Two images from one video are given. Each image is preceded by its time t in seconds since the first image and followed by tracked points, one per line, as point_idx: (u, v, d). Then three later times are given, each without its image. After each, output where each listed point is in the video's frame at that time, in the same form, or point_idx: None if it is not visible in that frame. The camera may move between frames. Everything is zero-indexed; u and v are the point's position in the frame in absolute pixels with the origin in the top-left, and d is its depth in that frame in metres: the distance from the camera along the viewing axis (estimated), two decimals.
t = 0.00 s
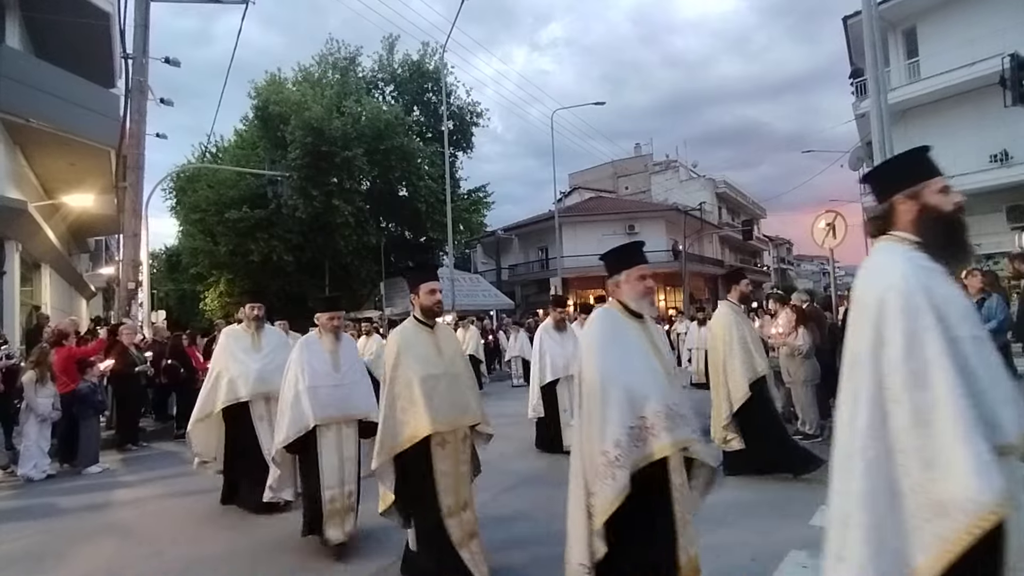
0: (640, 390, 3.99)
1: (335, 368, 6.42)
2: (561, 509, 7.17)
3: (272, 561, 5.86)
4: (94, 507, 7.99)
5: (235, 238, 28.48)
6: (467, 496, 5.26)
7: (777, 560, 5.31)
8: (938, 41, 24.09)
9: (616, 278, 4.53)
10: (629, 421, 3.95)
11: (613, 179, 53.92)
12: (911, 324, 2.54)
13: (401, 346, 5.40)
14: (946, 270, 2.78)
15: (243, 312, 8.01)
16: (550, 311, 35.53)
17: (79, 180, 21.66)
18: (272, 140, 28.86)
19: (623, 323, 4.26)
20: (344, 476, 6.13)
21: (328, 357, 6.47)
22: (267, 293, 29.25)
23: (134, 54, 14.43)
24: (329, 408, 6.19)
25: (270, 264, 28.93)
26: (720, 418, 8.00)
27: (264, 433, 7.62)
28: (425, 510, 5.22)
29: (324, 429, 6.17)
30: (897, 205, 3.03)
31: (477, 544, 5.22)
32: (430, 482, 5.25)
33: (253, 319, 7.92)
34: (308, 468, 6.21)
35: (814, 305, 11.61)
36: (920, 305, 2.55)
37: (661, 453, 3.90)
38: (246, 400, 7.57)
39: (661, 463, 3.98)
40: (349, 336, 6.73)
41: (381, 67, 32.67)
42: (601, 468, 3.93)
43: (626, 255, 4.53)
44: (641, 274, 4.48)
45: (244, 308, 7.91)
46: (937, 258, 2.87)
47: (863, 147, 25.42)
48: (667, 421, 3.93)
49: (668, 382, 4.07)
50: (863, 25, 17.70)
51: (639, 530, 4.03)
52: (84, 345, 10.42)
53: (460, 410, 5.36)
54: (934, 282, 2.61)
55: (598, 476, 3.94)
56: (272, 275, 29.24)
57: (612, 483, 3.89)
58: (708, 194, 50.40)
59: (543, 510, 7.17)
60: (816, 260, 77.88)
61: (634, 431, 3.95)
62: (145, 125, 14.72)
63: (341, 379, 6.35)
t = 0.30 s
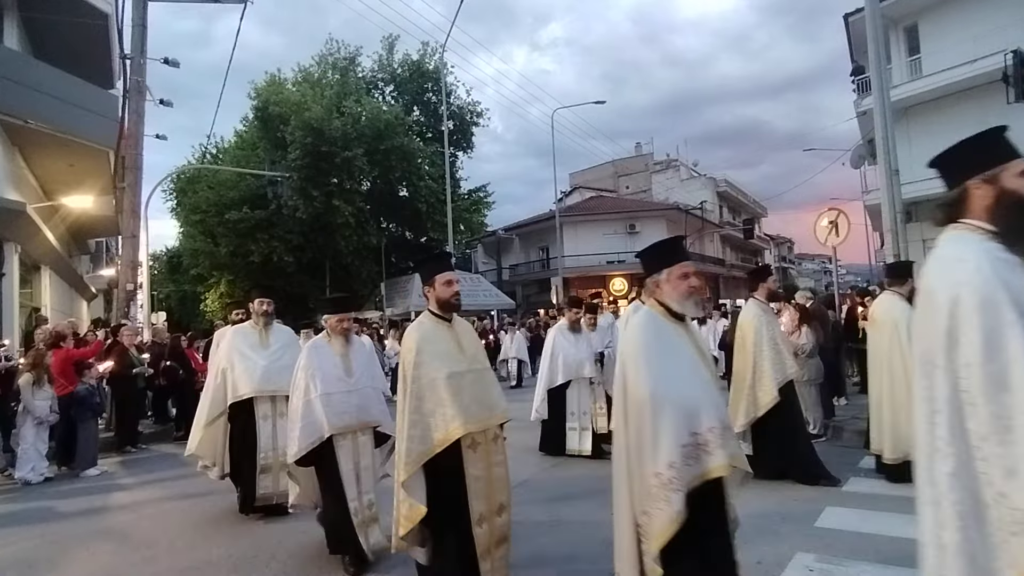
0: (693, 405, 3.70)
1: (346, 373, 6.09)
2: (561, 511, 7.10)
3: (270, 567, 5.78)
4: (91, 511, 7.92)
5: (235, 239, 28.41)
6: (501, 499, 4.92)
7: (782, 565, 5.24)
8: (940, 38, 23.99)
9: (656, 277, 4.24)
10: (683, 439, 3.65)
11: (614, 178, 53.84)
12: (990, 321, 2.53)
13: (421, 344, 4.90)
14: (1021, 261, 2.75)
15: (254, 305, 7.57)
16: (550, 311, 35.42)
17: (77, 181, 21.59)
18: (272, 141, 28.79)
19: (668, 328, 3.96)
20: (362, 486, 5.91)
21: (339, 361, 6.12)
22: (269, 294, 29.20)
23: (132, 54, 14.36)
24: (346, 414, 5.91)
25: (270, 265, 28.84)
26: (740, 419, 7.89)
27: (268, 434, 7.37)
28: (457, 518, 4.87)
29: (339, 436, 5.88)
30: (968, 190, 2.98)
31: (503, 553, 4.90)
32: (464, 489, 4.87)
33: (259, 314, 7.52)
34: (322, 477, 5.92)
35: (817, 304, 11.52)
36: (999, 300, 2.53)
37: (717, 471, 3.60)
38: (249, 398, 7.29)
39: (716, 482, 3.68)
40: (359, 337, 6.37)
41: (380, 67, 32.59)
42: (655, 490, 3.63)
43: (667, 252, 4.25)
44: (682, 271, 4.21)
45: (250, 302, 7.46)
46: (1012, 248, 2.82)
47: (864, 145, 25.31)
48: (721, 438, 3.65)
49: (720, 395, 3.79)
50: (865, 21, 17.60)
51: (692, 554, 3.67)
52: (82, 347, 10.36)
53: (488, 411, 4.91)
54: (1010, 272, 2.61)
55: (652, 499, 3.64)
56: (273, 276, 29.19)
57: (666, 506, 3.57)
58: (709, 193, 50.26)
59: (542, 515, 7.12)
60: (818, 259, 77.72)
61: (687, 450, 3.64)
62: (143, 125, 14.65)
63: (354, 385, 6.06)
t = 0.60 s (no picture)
0: (754, 398, 3.22)
1: (356, 373, 5.92)
2: (559, 515, 7.06)
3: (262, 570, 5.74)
4: (86, 514, 7.86)
5: (234, 240, 28.37)
6: (519, 511, 4.74)
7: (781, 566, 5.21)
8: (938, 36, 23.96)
9: (691, 260, 3.73)
10: (747, 436, 3.17)
11: (613, 178, 53.79)
12: None
13: (438, 345, 4.77)
14: None
15: (253, 303, 7.25)
16: (550, 311, 35.39)
17: (74, 183, 21.52)
18: (271, 142, 28.77)
19: (706, 315, 3.48)
20: (369, 495, 5.75)
21: (348, 361, 5.94)
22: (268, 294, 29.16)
23: (128, 55, 14.30)
24: (351, 420, 5.73)
25: (270, 266, 28.78)
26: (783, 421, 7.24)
27: (274, 439, 7.04)
28: (469, 528, 4.73)
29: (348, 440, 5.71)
30: None
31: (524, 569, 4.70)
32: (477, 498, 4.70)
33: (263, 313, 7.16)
34: (323, 486, 5.83)
35: (817, 304, 11.45)
36: None
37: (787, 467, 3.21)
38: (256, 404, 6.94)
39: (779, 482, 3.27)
40: (368, 336, 6.20)
41: (379, 67, 32.56)
42: (722, 500, 3.14)
43: (700, 232, 3.71)
44: (718, 253, 3.71)
45: (253, 301, 7.23)
46: None
47: (863, 143, 25.26)
48: (785, 430, 3.23)
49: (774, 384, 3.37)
50: (863, 20, 17.53)
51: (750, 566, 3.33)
52: (79, 350, 10.35)
53: (505, 416, 4.78)
54: None
55: (719, 509, 3.15)
56: (272, 276, 29.13)
57: (739, 515, 3.11)
58: (708, 192, 50.21)
59: (541, 519, 7.06)
60: (818, 257, 77.69)
61: (752, 448, 3.18)
62: (140, 127, 14.60)
63: (362, 387, 5.87)
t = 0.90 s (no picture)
0: (805, 402, 3.04)
1: (375, 376, 5.76)
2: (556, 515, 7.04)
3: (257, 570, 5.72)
4: (83, 513, 7.84)
5: (234, 239, 28.36)
6: (552, 527, 4.62)
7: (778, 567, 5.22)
8: (939, 37, 23.94)
9: (743, 252, 3.50)
10: (799, 443, 2.99)
11: (613, 178, 53.75)
12: None
13: (473, 345, 4.67)
14: None
15: (251, 305, 7.11)
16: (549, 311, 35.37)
17: (73, 181, 21.48)
18: (271, 141, 28.75)
19: (757, 311, 3.24)
20: (384, 504, 5.49)
21: (366, 362, 5.78)
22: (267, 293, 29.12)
23: (128, 53, 14.30)
24: (369, 426, 5.54)
25: (269, 265, 28.78)
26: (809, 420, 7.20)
27: (283, 447, 6.78)
28: (491, 540, 4.56)
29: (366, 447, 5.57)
30: None
31: None
32: (505, 509, 4.56)
33: (263, 314, 7.01)
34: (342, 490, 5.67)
35: (817, 305, 11.44)
36: None
37: (838, 477, 3.04)
38: (266, 407, 6.70)
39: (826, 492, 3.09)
40: (388, 338, 6.05)
41: (379, 66, 32.57)
42: (768, 507, 2.96)
43: (751, 222, 3.50)
44: (774, 250, 3.48)
45: (251, 303, 7.11)
46: None
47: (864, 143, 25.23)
48: (835, 438, 3.06)
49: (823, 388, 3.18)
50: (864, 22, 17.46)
51: None
52: (76, 347, 10.31)
53: (542, 425, 4.64)
54: None
55: (762, 518, 2.98)
56: (271, 275, 29.13)
57: (787, 527, 2.91)
58: (709, 192, 50.23)
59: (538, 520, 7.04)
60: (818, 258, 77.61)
61: (802, 456, 3.00)
62: (139, 125, 14.60)
63: (382, 390, 5.71)
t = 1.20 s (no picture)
0: (857, 389, 2.96)
1: (396, 372, 5.49)
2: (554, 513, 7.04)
3: (252, 565, 5.72)
4: (80, 507, 7.83)
5: (233, 236, 28.38)
6: (599, 520, 4.31)
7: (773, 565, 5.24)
8: (940, 40, 23.92)
9: (796, 238, 3.45)
10: (845, 430, 2.93)
11: (614, 179, 53.71)
12: None
13: (518, 328, 4.41)
14: None
15: (251, 299, 7.03)
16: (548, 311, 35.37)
17: (72, 176, 21.48)
18: (271, 138, 28.73)
19: (811, 296, 3.19)
20: (415, 503, 5.30)
21: (387, 356, 5.49)
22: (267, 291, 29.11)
23: (128, 49, 14.27)
24: (397, 421, 5.34)
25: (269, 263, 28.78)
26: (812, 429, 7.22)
27: (288, 439, 6.78)
28: (546, 532, 4.23)
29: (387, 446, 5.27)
30: None
31: None
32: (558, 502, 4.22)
33: (261, 307, 6.95)
34: (367, 495, 5.30)
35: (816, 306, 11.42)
36: None
37: (895, 466, 2.92)
38: (267, 404, 6.70)
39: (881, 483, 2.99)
40: (407, 328, 5.76)
41: (380, 65, 32.56)
42: (803, 494, 2.93)
43: (807, 207, 3.45)
44: (829, 232, 3.42)
45: (250, 296, 7.05)
46: None
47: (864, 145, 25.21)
48: (892, 428, 2.94)
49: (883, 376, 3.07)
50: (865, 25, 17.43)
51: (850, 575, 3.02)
52: (73, 342, 10.30)
53: (590, 412, 4.33)
54: None
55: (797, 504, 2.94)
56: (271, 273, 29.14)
57: (823, 513, 2.90)
58: (709, 193, 50.25)
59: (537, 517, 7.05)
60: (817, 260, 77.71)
61: (849, 444, 2.93)
62: (138, 121, 14.59)
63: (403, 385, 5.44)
